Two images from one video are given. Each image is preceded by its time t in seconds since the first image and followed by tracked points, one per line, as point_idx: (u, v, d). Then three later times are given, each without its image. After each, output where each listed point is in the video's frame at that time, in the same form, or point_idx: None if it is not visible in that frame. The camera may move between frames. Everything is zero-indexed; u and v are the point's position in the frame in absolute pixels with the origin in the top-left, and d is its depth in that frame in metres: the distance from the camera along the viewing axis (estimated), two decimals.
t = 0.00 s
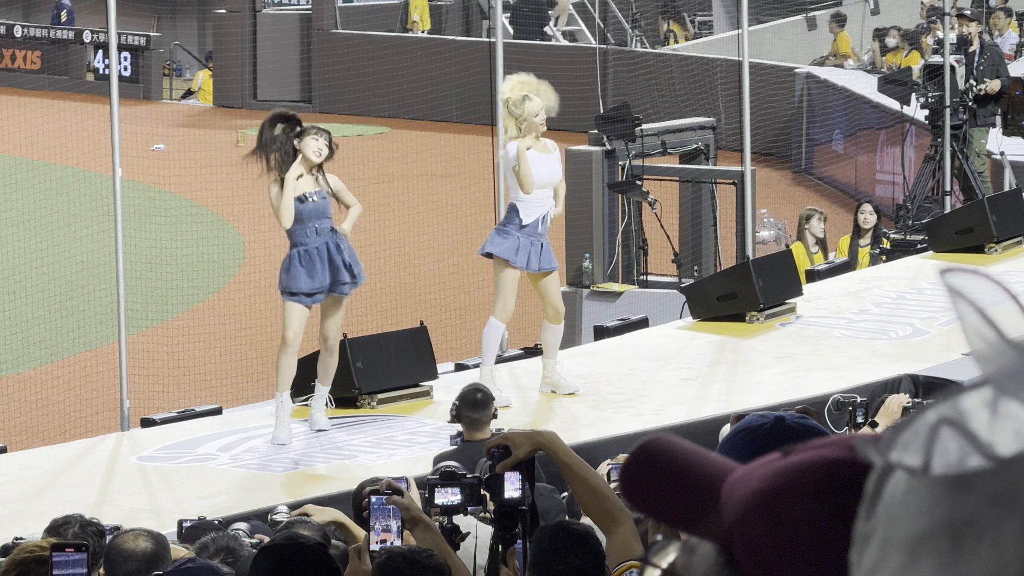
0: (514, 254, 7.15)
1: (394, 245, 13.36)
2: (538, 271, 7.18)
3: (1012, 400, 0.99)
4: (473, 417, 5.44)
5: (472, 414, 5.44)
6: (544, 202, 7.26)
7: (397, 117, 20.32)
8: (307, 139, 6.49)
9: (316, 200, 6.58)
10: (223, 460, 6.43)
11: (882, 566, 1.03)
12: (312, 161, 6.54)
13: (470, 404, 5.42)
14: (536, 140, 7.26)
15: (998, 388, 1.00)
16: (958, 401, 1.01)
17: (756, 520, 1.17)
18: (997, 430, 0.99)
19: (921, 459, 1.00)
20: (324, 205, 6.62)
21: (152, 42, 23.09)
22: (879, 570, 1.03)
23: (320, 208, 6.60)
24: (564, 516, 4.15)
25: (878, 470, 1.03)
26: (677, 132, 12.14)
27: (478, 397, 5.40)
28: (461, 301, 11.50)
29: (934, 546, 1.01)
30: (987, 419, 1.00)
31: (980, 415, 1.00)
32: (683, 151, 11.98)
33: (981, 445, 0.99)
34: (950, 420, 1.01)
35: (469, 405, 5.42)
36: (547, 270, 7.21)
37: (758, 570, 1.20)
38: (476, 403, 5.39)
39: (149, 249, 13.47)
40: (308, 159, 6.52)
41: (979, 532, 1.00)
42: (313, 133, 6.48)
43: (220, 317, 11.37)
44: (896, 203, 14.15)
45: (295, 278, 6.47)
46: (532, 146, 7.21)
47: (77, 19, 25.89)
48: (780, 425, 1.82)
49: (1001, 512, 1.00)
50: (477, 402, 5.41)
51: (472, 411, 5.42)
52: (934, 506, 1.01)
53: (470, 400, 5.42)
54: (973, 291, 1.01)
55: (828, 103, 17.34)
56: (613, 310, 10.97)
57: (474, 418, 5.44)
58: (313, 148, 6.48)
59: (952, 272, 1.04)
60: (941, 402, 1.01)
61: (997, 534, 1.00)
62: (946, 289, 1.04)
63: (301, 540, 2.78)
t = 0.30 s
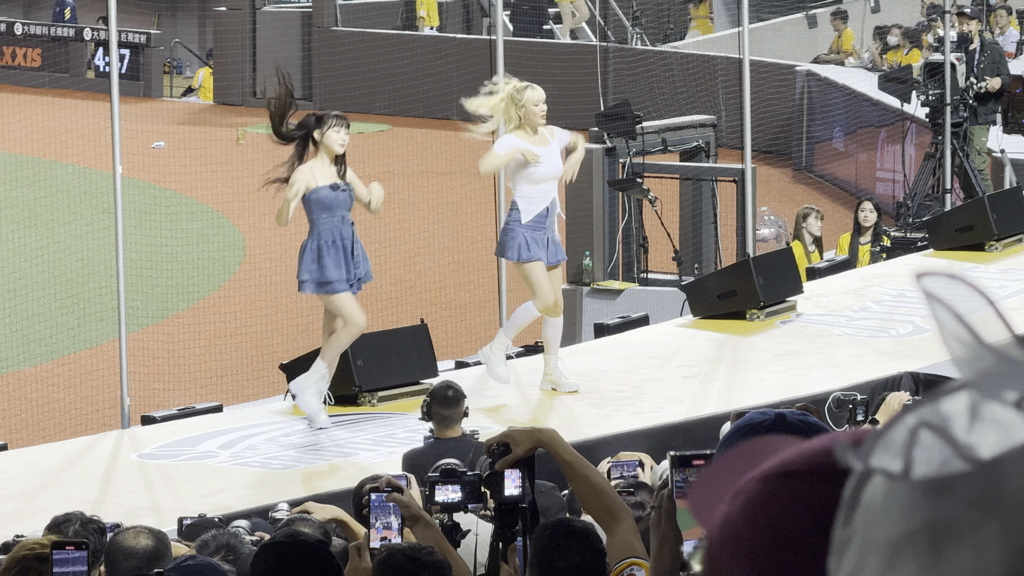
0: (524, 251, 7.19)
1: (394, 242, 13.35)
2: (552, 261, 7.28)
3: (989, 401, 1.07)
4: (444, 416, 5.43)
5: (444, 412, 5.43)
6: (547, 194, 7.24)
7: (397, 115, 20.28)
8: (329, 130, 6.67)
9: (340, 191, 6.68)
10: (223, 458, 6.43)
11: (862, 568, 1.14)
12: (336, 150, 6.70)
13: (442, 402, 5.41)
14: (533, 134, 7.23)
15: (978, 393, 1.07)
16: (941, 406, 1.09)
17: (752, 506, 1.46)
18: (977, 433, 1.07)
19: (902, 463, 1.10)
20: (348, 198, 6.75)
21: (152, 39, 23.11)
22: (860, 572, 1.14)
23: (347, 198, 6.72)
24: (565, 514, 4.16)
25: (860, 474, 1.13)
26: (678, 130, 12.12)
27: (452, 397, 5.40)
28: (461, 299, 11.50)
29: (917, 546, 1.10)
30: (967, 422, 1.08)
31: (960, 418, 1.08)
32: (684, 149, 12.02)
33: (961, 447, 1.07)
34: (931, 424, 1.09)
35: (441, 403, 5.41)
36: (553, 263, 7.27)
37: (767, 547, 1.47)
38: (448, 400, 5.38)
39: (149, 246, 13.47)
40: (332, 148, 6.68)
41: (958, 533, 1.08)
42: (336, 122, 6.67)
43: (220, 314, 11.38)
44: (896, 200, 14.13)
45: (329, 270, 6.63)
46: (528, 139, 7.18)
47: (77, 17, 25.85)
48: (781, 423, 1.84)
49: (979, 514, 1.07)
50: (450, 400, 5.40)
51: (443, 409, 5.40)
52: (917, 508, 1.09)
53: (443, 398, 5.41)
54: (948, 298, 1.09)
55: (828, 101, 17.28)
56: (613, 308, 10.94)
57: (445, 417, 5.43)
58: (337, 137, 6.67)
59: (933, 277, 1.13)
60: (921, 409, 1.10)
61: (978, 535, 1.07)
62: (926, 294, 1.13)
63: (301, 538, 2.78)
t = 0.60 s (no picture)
0: (526, 259, 7.16)
1: (395, 240, 13.38)
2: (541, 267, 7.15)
3: (982, 401, 0.87)
4: (425, 413, 5.39)
5: (423, 411, 5.39)
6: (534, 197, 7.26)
7: (400, 114, 20.39)
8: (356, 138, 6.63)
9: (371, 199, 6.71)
10: (223, 456, 6.43)
11: None
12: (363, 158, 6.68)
13: (424, 400, 5.36)
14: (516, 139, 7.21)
15: (968, 392, 0.87)
16: (930, 408, 0.89)
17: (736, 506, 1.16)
18: (967, 435, 0.86)
19: (890, 467, 0.88)
20: (376, 205, 6.74)
21: (154, 38, 23.18)
22: None
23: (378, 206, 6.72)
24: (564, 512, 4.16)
25: (847, 480, 0.91)
26: (678, 128, 12.12)
27: (436, 395, 5.34)
28: (461, 297, 11.51)
29: (906, 558, 0.87)
30: (957, 424, 0.87)
31: (951, 421, 0.88)
32: (685, 147, 12.03)
33: (951, 450, 0.86)
34: (921, 427, 0.89)
35: (424, 401, 5.36)
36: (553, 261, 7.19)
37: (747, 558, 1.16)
38: (431, 399, 5.34)
39: (149, 244, 13.48)
40: (356, 157, 6.66)
41: (947, 541, 0.86)
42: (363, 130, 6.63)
43: (221, 312, 11.38)
44: (896, 198, 14.20)
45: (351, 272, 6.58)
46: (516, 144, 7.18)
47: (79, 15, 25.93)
48: (780, 419, 1.85)
49: (971, 520, 0.85)
50: (434, 396, 5.34)
51: (425, 405, 5.36)
52: (905, 515, 0.87)
53: (425, 396, 5.35)
54: (938, 294, 0.90)
55: (829, 99, 17.32)
56: (613, 306, 10.94)
57: (425, 414, 5.39)
58: (361, 147, 6.64)
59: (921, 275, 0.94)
60: (908, 409, 0.89)
61: (966, 546, 0.85)
62: (913, 296, 0.94)
63: (301, 536, 2.78)
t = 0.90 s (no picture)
0: (496, 258, 7.04)
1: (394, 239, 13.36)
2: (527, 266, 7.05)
3: (974, 407, 0.93)
4: (417, 412, 5.41)
5: (415, 410, 5.41)
6: (523, 193, 7.08)
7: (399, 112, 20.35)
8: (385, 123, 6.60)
9: (398, 181, 6.73)
10: (223, 455, 6.43)
11: None
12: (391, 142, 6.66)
13: (417, 399, 5.38)
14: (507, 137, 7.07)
15: (961, 398, 0.94)
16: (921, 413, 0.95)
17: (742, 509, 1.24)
18: (960, 438, 0.92)
19: (884, 471, 0.94)
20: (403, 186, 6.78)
21: (153, 36, 23.11)
22: None
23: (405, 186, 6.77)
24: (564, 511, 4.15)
25: (839, 483, 0.96)
26: (677, 127, 12.09)
27: (427, 393, 5.38)
28: (460, 296, 11.51)
29: (900, 558, 0.92)
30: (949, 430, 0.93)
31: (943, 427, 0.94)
32: (684, 146, 12.02)
33: (945, 454, 0.92)
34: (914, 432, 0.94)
35: (416, 401, 5.39)
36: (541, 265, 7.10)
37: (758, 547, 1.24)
38: (423, 399, 5.37)
39: (149, 243, 13.46)
40: (385, 142, 6.64)
41: (943, 542, 0.91)
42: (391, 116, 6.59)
43: (220, 311, 11.38)
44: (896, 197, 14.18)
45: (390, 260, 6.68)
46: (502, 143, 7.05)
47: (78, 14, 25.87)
48: (779, 418, 1.84)
49: (963, 522, 0.91)
50: (426, 395, 5.38)
51: (416, 405, 5.38)
52: (898, 518, 0.93)
53: (417, 396, 5.38)
54: (930, 302, 0.96)
55: (828, 97, 17.31)
56: (612, 304, 11.02)
57: (417, 413, 5.41)
58: (390, 132, 6.62)
59: (910, 286, 1.00)
60: (902, 413, 0.95)
61: (961, 546, 0.90)
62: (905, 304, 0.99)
63: (300, 534, 2.78)
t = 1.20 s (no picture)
0: (494, 255, 7.01)
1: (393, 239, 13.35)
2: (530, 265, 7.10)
3: (961, 412, 0.93)
4: (420, 412, 5.43)
5: (418, 411, 5.43)
6: (522, 193, 7.08)
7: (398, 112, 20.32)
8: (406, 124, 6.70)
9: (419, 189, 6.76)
10: (222, 455, 6.43)
11: None
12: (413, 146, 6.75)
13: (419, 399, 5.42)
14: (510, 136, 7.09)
15: (949, 402, 0.94)
16: (910, 419, 0.96)
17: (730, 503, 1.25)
18: (947, 444, 0.93)
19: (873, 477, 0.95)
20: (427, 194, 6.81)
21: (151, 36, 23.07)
22: None
23: (426, 196, 6.80)
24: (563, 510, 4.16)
25: (831, 488, 0.98)
26: (677, 127, 12.07)
27: (430, 394, 5.42)
28: (459, 296, 11.50)
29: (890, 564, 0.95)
30: (937, 436, 0.94)
31: (931, 432, 0.94)
32: (683, 146, 12.01)
33: (934, 459, 0.93)
34: (901, 436, 0.95)
35: (419, 400, 5.41)
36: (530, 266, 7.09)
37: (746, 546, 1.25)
38: (425, 400, 5.40)
39: (148, 244, 13.45)
40: (408, 144, 6.74)
41: (929, 547, 0.94)
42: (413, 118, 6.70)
43: (219, 311, 11.37)
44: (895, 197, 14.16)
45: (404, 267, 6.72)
46: (504, 141, 7.07)
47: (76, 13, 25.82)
48: (779, 418, 1.85)
49: (952, 528, 0.93)
50: (429, 396, 5.41)
51: (417, 405, 5.40)
52: (888, 523, 0.95)
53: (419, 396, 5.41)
54: (914, 308, 0.95)
55: (827, 97, 17.28)
56: (612, 304, 11.04)
57: (419, 412, 5.42)
58: (412, 133, 6.72)
59: (895, 291, 0.98)
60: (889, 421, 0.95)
61: (947, 549, 0.93)
62: (890, 307, 0.98)
63: (300, 534, 2.78)
